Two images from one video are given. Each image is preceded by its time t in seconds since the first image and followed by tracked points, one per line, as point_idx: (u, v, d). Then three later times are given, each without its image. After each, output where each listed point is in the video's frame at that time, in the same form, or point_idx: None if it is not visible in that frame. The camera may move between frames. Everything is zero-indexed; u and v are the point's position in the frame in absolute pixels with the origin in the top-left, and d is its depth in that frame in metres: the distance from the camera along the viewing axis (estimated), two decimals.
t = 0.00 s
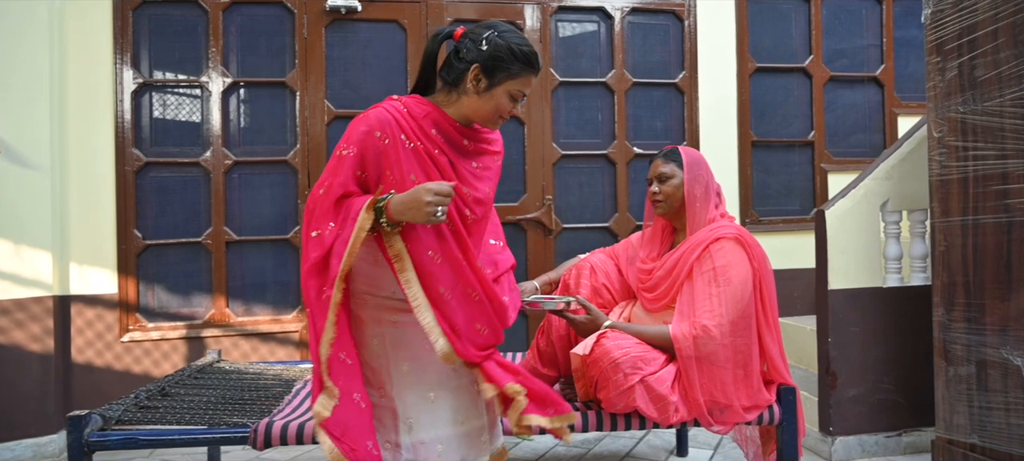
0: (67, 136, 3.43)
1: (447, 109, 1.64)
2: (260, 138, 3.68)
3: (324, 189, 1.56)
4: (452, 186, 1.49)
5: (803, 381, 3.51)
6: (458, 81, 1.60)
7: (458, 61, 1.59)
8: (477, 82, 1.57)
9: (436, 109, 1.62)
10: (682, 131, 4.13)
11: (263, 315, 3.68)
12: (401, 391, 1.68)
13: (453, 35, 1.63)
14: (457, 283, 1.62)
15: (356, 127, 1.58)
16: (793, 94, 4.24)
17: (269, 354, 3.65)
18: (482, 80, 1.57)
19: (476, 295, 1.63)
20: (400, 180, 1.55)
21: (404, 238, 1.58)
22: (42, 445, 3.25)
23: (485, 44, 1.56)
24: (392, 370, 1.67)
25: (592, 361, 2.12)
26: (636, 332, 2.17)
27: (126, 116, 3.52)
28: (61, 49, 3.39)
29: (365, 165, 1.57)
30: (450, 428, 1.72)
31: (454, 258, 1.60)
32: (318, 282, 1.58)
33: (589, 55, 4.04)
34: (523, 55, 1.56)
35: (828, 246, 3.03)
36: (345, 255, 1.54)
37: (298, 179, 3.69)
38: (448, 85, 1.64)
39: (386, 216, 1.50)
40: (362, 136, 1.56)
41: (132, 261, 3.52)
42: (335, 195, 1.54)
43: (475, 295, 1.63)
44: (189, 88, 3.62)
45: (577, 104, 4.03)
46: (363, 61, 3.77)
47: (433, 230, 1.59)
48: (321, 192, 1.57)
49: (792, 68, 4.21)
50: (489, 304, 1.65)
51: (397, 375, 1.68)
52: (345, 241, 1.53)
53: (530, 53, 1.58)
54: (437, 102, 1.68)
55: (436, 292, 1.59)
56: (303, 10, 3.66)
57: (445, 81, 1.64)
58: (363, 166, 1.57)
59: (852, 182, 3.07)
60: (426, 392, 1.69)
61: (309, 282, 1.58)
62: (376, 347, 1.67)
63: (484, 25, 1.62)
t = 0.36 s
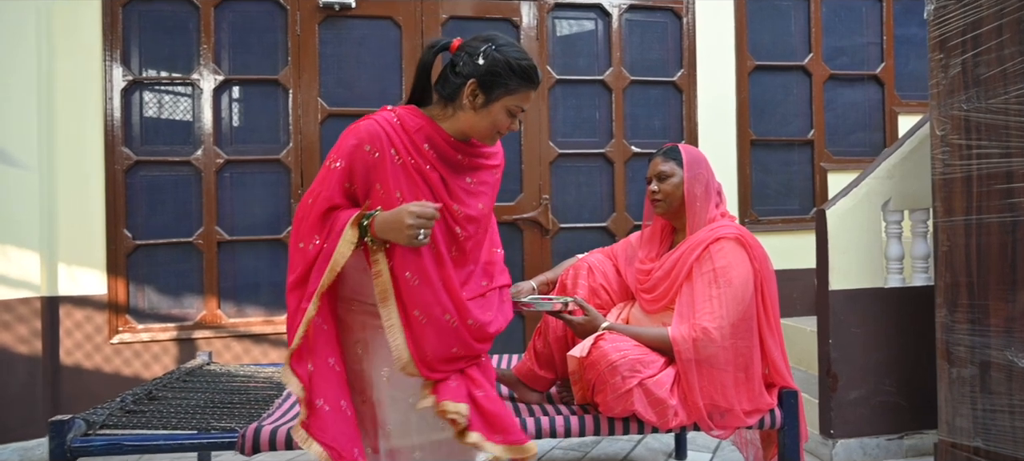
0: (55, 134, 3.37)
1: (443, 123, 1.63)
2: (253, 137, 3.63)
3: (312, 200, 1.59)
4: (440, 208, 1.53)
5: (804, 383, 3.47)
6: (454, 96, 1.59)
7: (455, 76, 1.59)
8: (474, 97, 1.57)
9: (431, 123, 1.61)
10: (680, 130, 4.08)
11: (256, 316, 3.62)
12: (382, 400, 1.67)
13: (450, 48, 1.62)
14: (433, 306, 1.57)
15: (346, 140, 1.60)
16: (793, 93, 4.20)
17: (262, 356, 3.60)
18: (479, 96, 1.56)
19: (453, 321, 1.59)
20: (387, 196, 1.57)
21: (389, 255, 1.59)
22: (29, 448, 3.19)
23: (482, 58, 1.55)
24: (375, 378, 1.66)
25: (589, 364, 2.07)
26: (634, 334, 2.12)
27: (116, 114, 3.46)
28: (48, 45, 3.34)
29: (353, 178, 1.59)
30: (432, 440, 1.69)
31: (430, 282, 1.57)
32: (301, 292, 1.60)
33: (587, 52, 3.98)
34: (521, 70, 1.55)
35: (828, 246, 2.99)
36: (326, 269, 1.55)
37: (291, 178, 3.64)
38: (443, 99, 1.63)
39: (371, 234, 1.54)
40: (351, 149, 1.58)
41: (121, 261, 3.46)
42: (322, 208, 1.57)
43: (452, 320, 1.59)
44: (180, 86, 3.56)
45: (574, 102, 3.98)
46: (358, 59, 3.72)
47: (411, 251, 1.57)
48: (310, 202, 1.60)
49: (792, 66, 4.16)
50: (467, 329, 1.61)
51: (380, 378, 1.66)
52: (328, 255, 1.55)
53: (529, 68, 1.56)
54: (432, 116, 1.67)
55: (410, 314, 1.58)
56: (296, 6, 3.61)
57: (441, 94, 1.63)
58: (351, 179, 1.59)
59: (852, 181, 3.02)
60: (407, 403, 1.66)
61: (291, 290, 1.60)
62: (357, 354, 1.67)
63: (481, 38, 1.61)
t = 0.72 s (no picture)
0: (43, 132, 3.32)
1: (434, 147, 1.61)
2: (245, 135, 3.57)
3: (299, 223, 1.58)
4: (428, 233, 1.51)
5: (804, 385, 3.42)
6: (445, 120, 1.57)
7: (445, 99, 1.56)
8: (465, 121, 1.54)
9: (421, 146, 1.59)
10: (679, 129, 4.03)
11: (248, 317, 3.56)
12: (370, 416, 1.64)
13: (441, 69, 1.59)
14: (411, 336, 1.55)
15: (334, 161, 1.57)
16: (793, 91, 4.15)
17: (254, 358, 3.54)
18: (469, 120, 1.54)
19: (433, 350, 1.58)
20: (374, 220, 1.55)
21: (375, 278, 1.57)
22: (16, 452, 3.15)
23: (473, 81, 1.53)
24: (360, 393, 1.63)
25: (587, 366, 2.03)
26: (633, 336, 2.07)
27: (105, 113, 3.40)
28: (36, 43, 3.30)
29: (342, 200, 1.56)
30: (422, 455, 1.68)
31: (408, 311, 1.54)
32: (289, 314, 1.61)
33: (584, 50, 3.93)
34: (513, 93, 1.52)
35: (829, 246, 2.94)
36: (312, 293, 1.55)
37: (284, 177, 3.58)
38: (433, 122, 1.60)
39: (358, 258, 1.52)
40: (340, 171, 1.55)
41: (111, 262, 3.40)
42: (308, 231, 1.55)
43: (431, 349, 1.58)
44: (170, 83, 3.50)
45: (571, 101, 3.93)
46: (352, 56, 3.67)
47: (393, 278, 1.54)
48: (298, 221, 1.58)
49: (791, 64, 4.12)
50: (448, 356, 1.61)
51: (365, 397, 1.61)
52: (314, 278, 1.55)
53: (520, 90, 1.54)
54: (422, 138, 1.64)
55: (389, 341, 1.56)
56: (289, 3, 3.55)
57: (431, 116, 1.60)
58: (339, 200, 1.56)
59: (854, 180, 2.97)
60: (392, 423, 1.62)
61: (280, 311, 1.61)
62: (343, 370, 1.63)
63: (472, 59, 1.58)
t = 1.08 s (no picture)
0: (32, 130, 3.29)
1: (422, 175, 1.66)
2: (239, 133, 3.51)
3: (287, 253, 1.64)
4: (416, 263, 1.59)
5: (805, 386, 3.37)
6: (432, 149, 1.62)
7: (432, 128, 1.61)
8: (453, 151, 1.59)
9: (409, 175, 1.65)
10: (678, 127, 3.99)
11: (241, 318, 3.51)
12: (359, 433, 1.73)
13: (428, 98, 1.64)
14: (397, 367, 1.64)
15: (322, 192, 1.63)
16: (793, 89, 4.11)
17: (247, 359, 3.49)
18: (455, 149, 1.59)
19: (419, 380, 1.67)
20: (361, 250, 1.62)
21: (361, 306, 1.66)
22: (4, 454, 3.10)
23: (459, 110, 1.58)
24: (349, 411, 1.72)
25: (586, 368, 1.98)
26: (633, 337, 2.02)
27: (95, 110, 3.35)
28: (26, 40, 3.27)
29: (330, 229, 1.62)
30: None
31: (396, 339, 1.63)
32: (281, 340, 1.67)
33: (583, 47, 3.88)
34: (499, 121, 1.57)
35: (831, 245, 2.89)
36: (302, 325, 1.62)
37: (277, 175, 3.52)
38: (421, 151, 1.65)
39: (347, 288, 1.61)
40: (329, 202, 1.61)
41: (101, 261, 3.35)
42: (298, 262, 1.62)
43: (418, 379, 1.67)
44: (161, 80, 3.45)
45: (569, 98, 3.88)
46: (347, 53, 3.62)
47: (379, 311, 1.63)
48: (289, 251, 1.64)
49: (791, 62, 4.07)
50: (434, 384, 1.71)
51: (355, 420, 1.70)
52: (304, 310, 1.62)
53: (506, 118, 1.58)
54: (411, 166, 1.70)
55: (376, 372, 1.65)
56: None
57: (419, 145, 1.66)
58: (328, 231, 1.62)
59: (857, 178, 2.93)
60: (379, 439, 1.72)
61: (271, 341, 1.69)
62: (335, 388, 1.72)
63: (458, 87, 1.63)
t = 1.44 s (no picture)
0: (22, 128, 3.24)
1: (409, 204, 1.68)
2: (233, 132, 3.46)
3: (276, 285, 1.64)
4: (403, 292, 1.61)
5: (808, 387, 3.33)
6: (417, 179, 1.63)
7: (415, 158, 1.63)
8: (438, 180, 1.61)
9: (396, 203, 1.67)
10: (678, 125, 3.94)
11: (235, 318, 3.46)
12: None
13: (410, 127, 1.65)
14: (390, 396, 1.65)
15: (309, 221, 1.64)
16: (794, 87, 4.06)
17: (242, 360, 3.44)
18: (441, 179, 1.61)
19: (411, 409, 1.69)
20: (350, 279, 1.64)
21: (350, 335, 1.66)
22: None
23: (442, 140, 1.59)
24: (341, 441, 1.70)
25: (586, 371, 1.93)
26: (635, 339, 1.97)
27: (86, 107, 3.30)
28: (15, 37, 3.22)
29: (318, 259, 1.64)
30: None
31: (388, 361, 1.65)
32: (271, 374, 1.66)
33: (582, 44, 3.83)
34: (483, 149, 1.59)
35: (835, 245, 2.85)
36: (293, 357, 1.62)
37: (272, 173, 3.47)
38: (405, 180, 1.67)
39: (336, 318, 1.60)
40: (316, 232, 1.63)
41: (92, 261, 3.30)
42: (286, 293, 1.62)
43: (410, 407, 1.69)
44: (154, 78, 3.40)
45: (568, 96, 3.83)
46: (343, 50, 3.57)
47: (371, 340, 1.64)
48: (277, 282, 1.64)
49: (792, 59, 4.03)
50: (428, 412, 1.72)
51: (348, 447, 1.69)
52: (294, 341, 1.63)
53: (489, 145, 1.60)
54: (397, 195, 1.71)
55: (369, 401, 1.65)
56: None
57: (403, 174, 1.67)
58: (317, 259, 1.63)
59: (860, 177, 2.88)
60: None
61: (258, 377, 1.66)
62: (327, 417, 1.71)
63: (441, 114, 1.64)
